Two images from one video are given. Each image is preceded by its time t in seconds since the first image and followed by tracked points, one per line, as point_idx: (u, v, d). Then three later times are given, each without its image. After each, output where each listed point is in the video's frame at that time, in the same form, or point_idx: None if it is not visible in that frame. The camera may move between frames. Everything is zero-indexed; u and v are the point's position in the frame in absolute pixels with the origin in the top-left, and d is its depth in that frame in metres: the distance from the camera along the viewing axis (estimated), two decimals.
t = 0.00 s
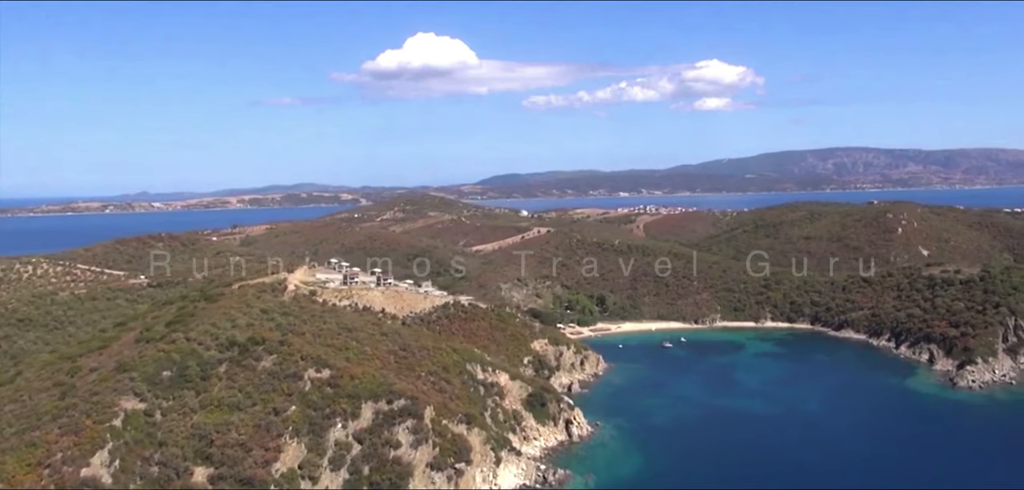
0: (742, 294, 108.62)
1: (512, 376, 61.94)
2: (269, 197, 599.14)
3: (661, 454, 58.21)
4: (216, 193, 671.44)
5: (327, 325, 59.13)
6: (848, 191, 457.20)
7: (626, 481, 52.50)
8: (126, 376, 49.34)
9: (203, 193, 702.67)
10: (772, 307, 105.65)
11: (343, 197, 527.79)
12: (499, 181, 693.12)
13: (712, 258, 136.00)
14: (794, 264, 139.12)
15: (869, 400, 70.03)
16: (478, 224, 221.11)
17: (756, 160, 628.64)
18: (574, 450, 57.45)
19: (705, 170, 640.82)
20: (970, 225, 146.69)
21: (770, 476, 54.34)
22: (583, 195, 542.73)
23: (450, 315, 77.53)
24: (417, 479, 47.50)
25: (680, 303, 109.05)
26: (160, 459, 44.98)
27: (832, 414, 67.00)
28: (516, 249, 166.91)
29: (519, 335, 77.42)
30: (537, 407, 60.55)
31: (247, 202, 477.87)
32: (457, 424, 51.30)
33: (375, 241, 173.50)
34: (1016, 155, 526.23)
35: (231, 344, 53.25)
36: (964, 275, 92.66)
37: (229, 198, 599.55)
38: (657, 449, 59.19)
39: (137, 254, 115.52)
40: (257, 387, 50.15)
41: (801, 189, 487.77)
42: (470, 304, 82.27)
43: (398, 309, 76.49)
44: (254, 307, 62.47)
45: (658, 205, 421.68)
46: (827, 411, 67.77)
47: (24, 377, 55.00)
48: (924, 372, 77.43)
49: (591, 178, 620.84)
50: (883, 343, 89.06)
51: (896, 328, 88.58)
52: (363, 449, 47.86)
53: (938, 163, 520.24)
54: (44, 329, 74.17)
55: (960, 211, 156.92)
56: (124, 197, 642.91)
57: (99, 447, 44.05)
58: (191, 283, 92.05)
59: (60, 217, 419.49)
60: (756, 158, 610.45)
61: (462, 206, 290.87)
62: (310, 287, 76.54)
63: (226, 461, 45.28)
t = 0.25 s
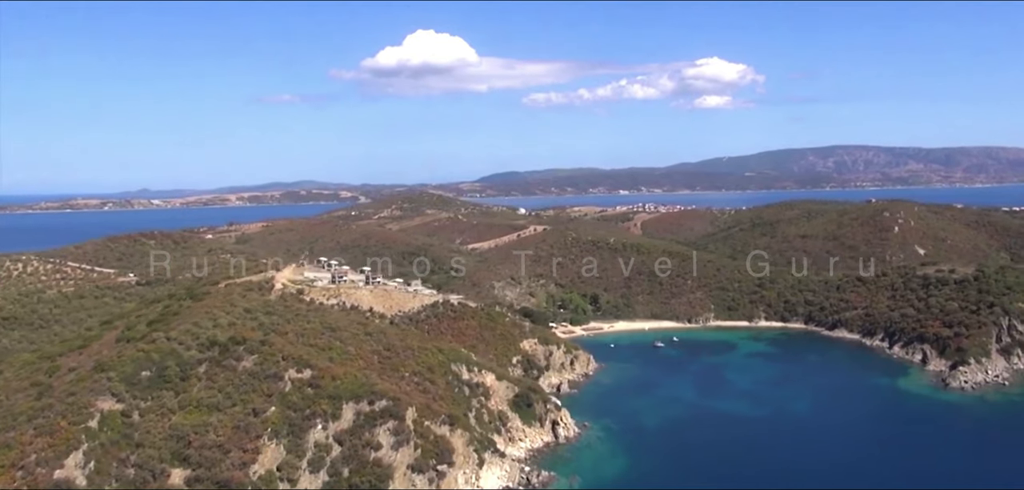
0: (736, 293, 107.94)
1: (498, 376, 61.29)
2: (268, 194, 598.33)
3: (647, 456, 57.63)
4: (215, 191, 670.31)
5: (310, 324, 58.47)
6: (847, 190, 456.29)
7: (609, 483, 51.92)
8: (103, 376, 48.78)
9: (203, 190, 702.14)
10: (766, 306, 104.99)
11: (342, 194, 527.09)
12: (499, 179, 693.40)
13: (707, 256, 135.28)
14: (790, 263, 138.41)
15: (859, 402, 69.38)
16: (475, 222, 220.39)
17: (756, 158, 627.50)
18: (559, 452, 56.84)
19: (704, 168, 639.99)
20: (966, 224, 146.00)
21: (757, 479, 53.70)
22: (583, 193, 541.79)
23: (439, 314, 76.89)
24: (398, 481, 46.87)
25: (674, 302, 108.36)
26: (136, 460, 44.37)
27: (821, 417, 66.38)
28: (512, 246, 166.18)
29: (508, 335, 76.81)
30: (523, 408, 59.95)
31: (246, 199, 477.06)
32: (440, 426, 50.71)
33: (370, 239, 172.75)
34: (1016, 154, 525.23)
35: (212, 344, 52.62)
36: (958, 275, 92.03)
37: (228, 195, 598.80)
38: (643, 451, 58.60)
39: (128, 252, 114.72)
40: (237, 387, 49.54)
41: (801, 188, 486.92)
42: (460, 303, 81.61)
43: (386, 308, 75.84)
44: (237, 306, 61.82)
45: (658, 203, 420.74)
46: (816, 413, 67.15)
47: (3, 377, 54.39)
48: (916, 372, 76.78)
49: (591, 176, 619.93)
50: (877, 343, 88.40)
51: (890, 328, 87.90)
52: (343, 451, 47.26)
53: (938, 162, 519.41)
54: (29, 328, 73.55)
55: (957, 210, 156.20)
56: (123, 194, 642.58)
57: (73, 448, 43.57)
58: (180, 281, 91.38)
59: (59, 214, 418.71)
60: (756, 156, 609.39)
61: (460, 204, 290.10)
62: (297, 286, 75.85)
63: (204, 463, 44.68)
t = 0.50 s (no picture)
0: (729, 291, 107.23)
1: (483, 375, 60.59)
2: (268, 191, 597.79)
3: (632, 457, 56.88)
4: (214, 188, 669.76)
5: (292, 323, 57.75)
6: (847, 187, 455.20)
7: (592, 483, 51.17)
8: (78, 376, 48.25)
9: (202, 187, 701.75)
10: (759, 305, 104.29)
11: (341, 191, 526.33)
12: (499, 176, 692.26)
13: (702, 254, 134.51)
14: (785, 262, 137.65)
15: (849, 402, 68.62)
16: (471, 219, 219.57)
17: (756, 156, 626.35)
18: (544, 453, 56.15)
19: (704, 165, 638.94)
20: (963, 222, 145.23)
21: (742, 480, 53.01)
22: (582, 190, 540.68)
23: (427, 313, 76.19)
24: (376, 483, 46.18)
25: (667, 300, 107.67)
26: (110, 461, 43.73)
27: (810, 417, 65.62)
28: (507, 244, 165.42)
29: (496, 334, 76.15)
30: (508, 408, 59.28)
31: (245, 196, 476.36)
32: (421, 426, 50.01)
33: (364, 236, 171.99)
34: (1017, 151, 524.01)
35: (190, 343, 51.93)
36: (952, 274, 91.33)
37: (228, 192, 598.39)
38: (629, 451, 57.85)
39: (118, 249, 113.96)
40: (214, 387, 48.88)
41: (801, 185, 485.85)
42: (448, 301, 80.92)
43: (373, 306, 75.17)
44: (219, 304, 61.14)
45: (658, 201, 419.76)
46: (805, 413, 66.41)
47: None
48: (908, 372, 76.04)
49: (591, 173, 618.85)
50: (869, 342, 87.69)
51: (882, 327, 87.19)
52: (321, 451, 46.57)
53: (939, 159, 518.33)
54: (13, 326, 72.88)
55: (954, 208, 155.41)
56: (122, 191, 641.63)
57: (45, 449, 43.19)
58: (168, 278, 90.64)
59: (58, 210, 418.27)
60: (756, 153, 608.18)
61: (457, 201, 289.28)
62: (283, 284, 75.12)
63: (178, 464, 44.00)
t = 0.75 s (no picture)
0: (722, 289, 106.59)
1: (468, 374, 59.96)
2: (268, 187, 596.51)
3: (619, 456, 56.22)
4: (214, 185, 668.35)
5: (275, 321, 57.09)
6: (847, 184, 453.98)
7: (577, 483, 50.51)
8: (55, 375, 47.88)
9: (202, 184, 700.34)
10: (753, 303, 103.62)
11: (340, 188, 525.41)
12: (499, 173, 691.26)
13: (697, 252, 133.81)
14: (781, 259, 136.92)
15: (840, 402, 67.86)
16: (468, 216, 218.78)
17: (756, 153, 624.91)
18: (529, 453, 55.53)
19: (704, 162, 637.78)
20: (960, 219, 144.44)
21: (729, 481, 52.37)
22: (582, 187, 539.50)
23: (416, 311, 75.57)
24: (356, 484, 45.55)
25: (660, 298, 107.02)
26: (85, 462, 43.17)
27: (800, 417, 64.87)
28: (502, 241, 164.68)
29: (485, 332, 75.52)
30: (494, 408, 58.68)
31: (244, 193, 475.41)
32: (403, 426, 49.37)
33: (359, 234, 171.24)
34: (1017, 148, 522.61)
35: (170, 342, 51.28)
36: (946, 272, 90.61)
37: (227, 189, 597.01)
38: (615, 451, 57.18)
39: (108, 247, 113.24)
40: (193, 387, 48.27)
41: (801, 182, 484.61)
42: (437, 299, 80.25)
43: (361, 304, 74.55)
44: (203, 302, 60.51)
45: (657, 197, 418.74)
46: (795, 413, 65.65)
47: None
48: (900, 371, 75.34)
49: (591, 170, 617.92)
50: (863, 340, 87.02)
51: (876, 326, 86.48)
52: (300, 452, 45.93)
53: (939, 156, 517.07)
54: None
55: (951, 205, 154.64)
56: (121, 187, 640.88)
57: (19, 450, 43.10)
58: (156, 275, 89.94)
59: (57, 207, 417.46)
60: (757, 150, 606.79)
61: (455, 198, 288.41)
62: (270, 281, 74.47)
63: (154, 464, 43.39)
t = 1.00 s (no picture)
0: (716, 286, 105.86)
1: (453, 373, 59.29)
2: (268, 183, 595.38)
3: (605, 456, 55.59)
4: (214, 181, 667.54)
5: (257, 319, 56.39)
6: (848, 180, 452.62)
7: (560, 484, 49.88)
8: (30, 374, 47.24)
9: (202, 179, 699.63)
10: (747, 300, 102.92)
11: (340, 184, 524.37)
12: (499, 169, 690.24)
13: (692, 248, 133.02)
14: (777, 256, 136.16)
15: (831, 400, 67.18)
16: (465, 212, 217.94)
17: (756, 149, 623.24)
18: (513, 453, 54.88)
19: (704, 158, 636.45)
20: (957, 216, 143.60)
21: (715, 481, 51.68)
22: (582, 183, 538.25)
23: (404, 308, 74.90)
24: (334, 484, 44.93)
25: (653, 294, 106.30)
26: (58, 463, 42.55)
27: (790, 415, 64.20)
28: (498, 237, 163.91)
29: (474, 330, 74.82)
30: (479, 407, 58.05)
31: (243, 189, 474.54)
32: (383, 426, 48.73)
33: (354, 230, 170.47)
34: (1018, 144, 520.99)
35: (148, 340, 50.60)
36: (941, 269, 89.84)
37: (227, 185, 595.98)
38: (602, 451, 56.57)
39: (99, 243, 112.43)
40: (170, 386, 47.61)
41: (801, 179, 483.24)
42: (426, 296, 79.53)
43: (348, 301, 73.87)
44: (185, 300, 59.79)
45: (657, 193, 417.43)
46: (786, 412, 64.97)
47: None
48: (893, 369, 74.61)
49: (591, 166, 616.62)
50: (856, 338, 86.31)
51: (869, 323, 85.74)
52: (278, 452, 45.28)
53: (940, 152, 515.54)
54: None
55: (949, 202, 153.69)
56: (121, 183, 640.48)
57: None
58: (144, 272, 89.20)
59: (55, 203, 416.93)
60: (757, 146, 605.02)
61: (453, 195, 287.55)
62: (256, 279, 73.77)
63: (128, 465, 42.73)
